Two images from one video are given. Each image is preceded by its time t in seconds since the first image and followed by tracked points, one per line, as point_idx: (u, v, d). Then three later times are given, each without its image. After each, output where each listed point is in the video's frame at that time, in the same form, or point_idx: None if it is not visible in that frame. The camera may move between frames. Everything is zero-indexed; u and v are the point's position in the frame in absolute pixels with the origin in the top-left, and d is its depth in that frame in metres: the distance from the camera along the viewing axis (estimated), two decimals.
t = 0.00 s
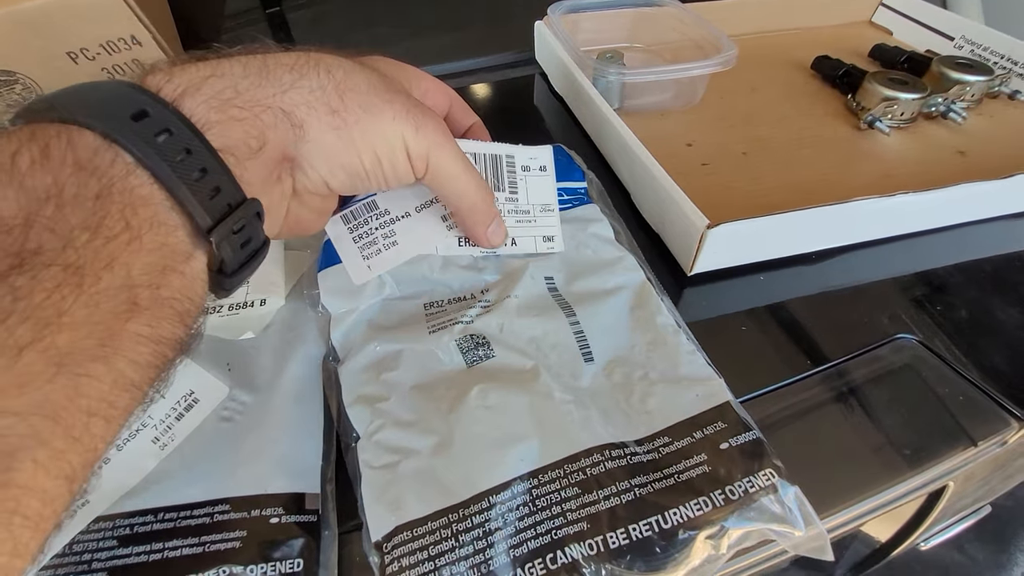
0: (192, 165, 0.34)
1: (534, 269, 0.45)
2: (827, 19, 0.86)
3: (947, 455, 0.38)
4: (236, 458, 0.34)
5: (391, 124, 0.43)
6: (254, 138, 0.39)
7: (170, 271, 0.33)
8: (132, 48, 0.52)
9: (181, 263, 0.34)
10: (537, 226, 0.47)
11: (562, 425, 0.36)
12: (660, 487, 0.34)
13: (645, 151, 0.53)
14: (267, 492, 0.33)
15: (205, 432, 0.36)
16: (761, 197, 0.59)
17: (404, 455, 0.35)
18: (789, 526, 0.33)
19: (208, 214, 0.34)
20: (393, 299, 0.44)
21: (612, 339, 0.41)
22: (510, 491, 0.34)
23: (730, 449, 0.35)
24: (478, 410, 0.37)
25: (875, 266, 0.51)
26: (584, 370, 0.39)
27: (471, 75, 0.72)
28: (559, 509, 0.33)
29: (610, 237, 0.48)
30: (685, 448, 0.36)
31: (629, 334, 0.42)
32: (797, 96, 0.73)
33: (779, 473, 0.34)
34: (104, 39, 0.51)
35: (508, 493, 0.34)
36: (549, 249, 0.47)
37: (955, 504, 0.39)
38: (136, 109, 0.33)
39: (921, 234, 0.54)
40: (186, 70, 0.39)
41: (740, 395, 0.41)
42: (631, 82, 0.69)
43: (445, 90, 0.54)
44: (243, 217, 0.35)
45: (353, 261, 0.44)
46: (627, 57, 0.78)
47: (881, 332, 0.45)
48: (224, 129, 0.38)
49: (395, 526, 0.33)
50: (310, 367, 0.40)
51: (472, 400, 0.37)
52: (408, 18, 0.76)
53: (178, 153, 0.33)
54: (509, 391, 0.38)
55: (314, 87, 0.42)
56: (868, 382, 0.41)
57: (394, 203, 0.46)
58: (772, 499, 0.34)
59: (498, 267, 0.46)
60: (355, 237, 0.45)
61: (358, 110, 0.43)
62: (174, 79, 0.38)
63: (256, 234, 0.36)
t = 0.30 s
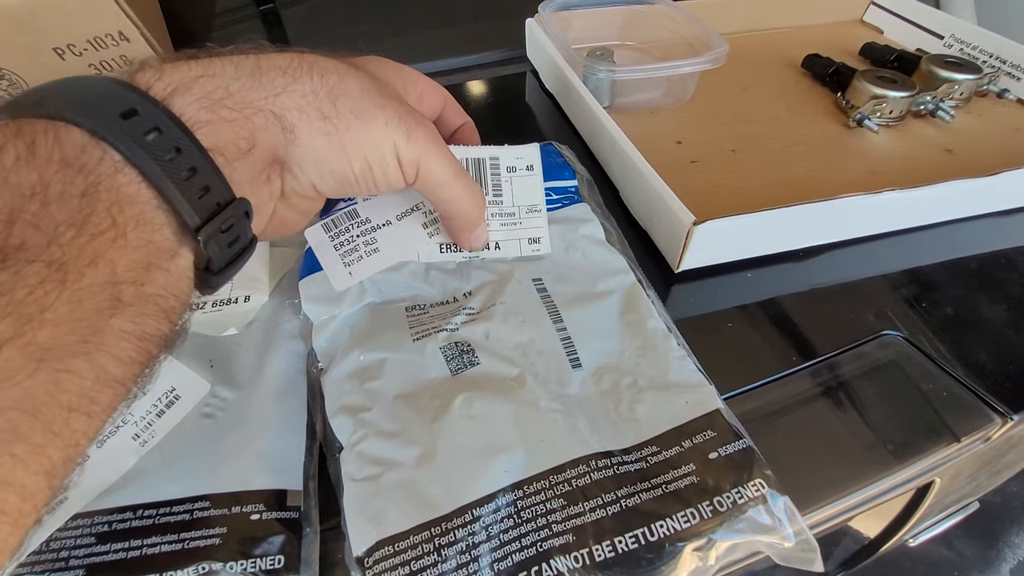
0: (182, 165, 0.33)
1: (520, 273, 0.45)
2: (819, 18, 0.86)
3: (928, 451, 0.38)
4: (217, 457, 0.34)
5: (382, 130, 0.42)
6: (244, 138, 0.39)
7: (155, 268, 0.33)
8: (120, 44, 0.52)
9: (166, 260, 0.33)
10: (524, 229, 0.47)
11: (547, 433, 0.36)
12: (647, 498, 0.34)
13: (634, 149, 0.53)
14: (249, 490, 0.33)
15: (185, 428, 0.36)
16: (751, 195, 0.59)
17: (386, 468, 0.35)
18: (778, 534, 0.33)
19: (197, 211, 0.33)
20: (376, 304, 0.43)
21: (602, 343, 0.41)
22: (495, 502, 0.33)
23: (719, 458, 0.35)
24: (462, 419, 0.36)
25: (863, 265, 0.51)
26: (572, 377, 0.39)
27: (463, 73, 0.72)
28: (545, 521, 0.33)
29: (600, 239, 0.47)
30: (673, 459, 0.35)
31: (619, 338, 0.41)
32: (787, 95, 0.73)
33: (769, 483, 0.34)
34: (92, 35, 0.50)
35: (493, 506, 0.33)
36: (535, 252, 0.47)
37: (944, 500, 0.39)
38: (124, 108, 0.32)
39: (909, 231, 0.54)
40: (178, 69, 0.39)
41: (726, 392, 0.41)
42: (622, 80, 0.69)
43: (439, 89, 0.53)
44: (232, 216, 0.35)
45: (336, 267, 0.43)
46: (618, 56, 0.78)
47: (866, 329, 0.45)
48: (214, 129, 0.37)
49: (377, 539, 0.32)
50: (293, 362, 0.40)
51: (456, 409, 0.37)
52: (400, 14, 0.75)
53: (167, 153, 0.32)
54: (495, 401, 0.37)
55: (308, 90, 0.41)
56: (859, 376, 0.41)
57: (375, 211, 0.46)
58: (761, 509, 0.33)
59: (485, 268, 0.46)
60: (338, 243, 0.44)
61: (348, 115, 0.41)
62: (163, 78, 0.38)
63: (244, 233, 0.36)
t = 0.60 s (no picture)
0: (179, 159, 0.32)
1: (501, 257, 0.46)
2: (811, 18, 0.86)
3: (911, 446, 0.38)
4: (203, 448, 0.34)
5: (384, 123, 0.41)
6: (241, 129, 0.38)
7: (144, 263, 0.33)
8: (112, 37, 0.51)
9: (156, 254, 0.33)
10: (507, 215, 0.48)
11: (524, 416, 0.36)
12: (624, 471, 0.34)
13: (622, 143, 0.53)
14: (236, 479, 0.33)
15: (174, 419, 0.36)
16: (740, 191, 0.60)
17: (369, 450, 0.36)
18: (749, 507, 0.34)
19: (192, 208, 0.33)
20: (359, 292, 0.44)
21: (580, 326, 0.41)
22: (474, 482, 0.34)
23: (694, 435, 0.36)
24: (441, 403, 0.37)
25: (851, 261, 0.51)
26: (551, 359, 0.39)
27: (457, 70, 0.72)
28: (524, 497, 0.33)
29: (582, 225, 0.48)
30: (651, 435, 0.36)
31: (597, 321, 0.42)
32: (779, 93, 0.74)
33: (741, 456, 0.35)
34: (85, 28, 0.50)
35: (472, 484, 0.34)
36: (517, 238, 0.47)
37: (930, 494, 0.39)
38: (116, 94, 0.31)
39: (898, 227, 0.54)
40: (174, 49, 0.37)
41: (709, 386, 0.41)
42: (613, 76, 0.69)
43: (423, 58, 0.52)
44: (228, 209, 0.35)
45: (315, 256, 0.43)
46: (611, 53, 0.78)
47: (853, 324, 0.45)
48: (212, 118, 0.37)
49: (360, 520, 0.33)
50: (274, 352, 0.40)
51: (436, 392, 0.37)
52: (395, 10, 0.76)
53: (162, 144, 0.32)
54: (473, 382, 0.37)
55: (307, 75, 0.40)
56: (847, 369, 0.42)
57: (355, 195, 0.46)
58: (733, 482, 0.34)
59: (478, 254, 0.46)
60: (318, 231, 0.44)
61: (351, 108, 0.41)
62: (157, 58, 0.37)
63: (234, 225, 0.36)
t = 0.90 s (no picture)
0: (177, 141, 0.33)
1: (504, 246, 0.46)
2: (803, 16, 0.87)
3: (888, 434, 0.39)
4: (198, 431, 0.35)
5: (382, 111, 0.41)
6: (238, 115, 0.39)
7: (145, 246, 0.33)
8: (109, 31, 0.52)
9: (156, 238, 0.33)
10: (511, 203, 0.48)
11: (520, 405, 0.37)
12: (615, 463, 0.35)
13: (616, 139, 0.54)
14: (231, 462, 0.34)
15: (169, 404, 0.36)
16: (732, 185, 0.61)
17: (365, 433, 0.36)
18: (738, 503, 0.34)
19: (192, 190, 0.34)
20: (365, 279, 0.45)
21: (580, 317, 0.42)
22: (466, 468, 0.35)
23: (686, 430, 0.36)
24: (438, 390, 0.37)
25: (839, 254, 0.52)
26: (549, 349, 0.40)
27: (453, 66, 0.72)
28: (516, 486, 0.34)
29: (585, 213, 0.49)
30: (643, 427, 0.36)
31: (597, 312, 0.42)
32: (770, 89, 0.75)
33: (731, 454, 0.35)
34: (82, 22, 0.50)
35: (464, 470, 0.34)
36: (520, 226, 0.48)
37: (914, 485, 0.40)
38: (113, 80, 0.32)
39: (886, 221, 0.55)
40: (171, 37, 0.38)
41: (698, 372, 0.42)
42: (606, 72, 0.70)
43: (425, 54, 0.53)
44: (226, 194, 0.35)
45: (320, 243, 0.44)
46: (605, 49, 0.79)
47: (838, 315, 0.46)
48: (209, 103, 0.37)
49: (352, 500, 0.34)
50: (274, 344, 0.41)
51: (434, 379, 0.38)
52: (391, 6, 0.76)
53: (160, 128, 0.33)
54: (469, 372, 0.38)
55: (305, 66, 0.40)
56: (833, 358, 0.43)
57: (359, 182, 0.46)
58: (723, 478, 0.35)
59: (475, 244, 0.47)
60: (323, 217, 0.44)
61: (347, 96, 0.41)
62: (154, 45, 0.37)
63: (234, 209, 0.36)
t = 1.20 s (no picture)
0: (180, 133, 0.34)
1: (506, 246, 0.47)
2: (795, 20, 0.88)
3: (872, 430, 0.40)
4: (194, 424, 0.36)
5: (387, 106, 0.42)
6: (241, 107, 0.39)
7: (149, 239, 0.34)
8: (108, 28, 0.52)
9: (160, 231, 0.34)
10: (515, 199, 0.49)
11: (515, 404, 0.38)
12: (605, 466, 0.35)
13: (609, 145, 0.54)
14: (225, 456, 0.35)
15: (165, 398, 0.37)
16: (722, 186, 0.61)
17: (364, 426, 0.37)
18: (727, 510, 0.35)
19: (195, 183, 0.35)
20: (367, 276, 0.46)
21: (578, 318, 0.43)
22: (459, 465, 0.35)
23: (678, 436, 0.37)
24: (435, 388, 0.38)
25: (827, 255, 0.53)
26: (546, 350, 0.41)
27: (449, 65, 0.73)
28: (507, 485, 0.35)
29: (589, 212, 0.49)
30: (635, 432, 0.37)
31: (597, 314, 0.43)
32: (762, 92, 0.75)
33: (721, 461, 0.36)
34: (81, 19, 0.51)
35: (457, 467, 0.35)
36: (523, 223, 0.48)
37: (900, 483, 0.42)
38: (116, 71, 0.32)
39: (872, 223, 0.56)
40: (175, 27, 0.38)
41: (688, 368, 0.43)
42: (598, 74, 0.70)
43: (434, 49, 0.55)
44: (228, 187, 0.36)
45: (325, 237, 0.45)
46: (598, 51, 0.80)
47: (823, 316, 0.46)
48: (212, 95, 0.38)
49: (346, 493, 0.35)
50: (270, 341, 0.41)
51: (431, 377, 0.39)
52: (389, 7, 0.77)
53: (163, 119, 0.33)
54: (465, 370, 0.39)
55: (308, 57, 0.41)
56: (821, 356, 0.44)
57: (363, 178, 0.47)
58: (713, 485, 0.35)
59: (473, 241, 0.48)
60: (328, 213, 0.46)
61: (350, 91, 0.42)
62: (157, 36, 0.37)
63: (237, 202, 0.37)
